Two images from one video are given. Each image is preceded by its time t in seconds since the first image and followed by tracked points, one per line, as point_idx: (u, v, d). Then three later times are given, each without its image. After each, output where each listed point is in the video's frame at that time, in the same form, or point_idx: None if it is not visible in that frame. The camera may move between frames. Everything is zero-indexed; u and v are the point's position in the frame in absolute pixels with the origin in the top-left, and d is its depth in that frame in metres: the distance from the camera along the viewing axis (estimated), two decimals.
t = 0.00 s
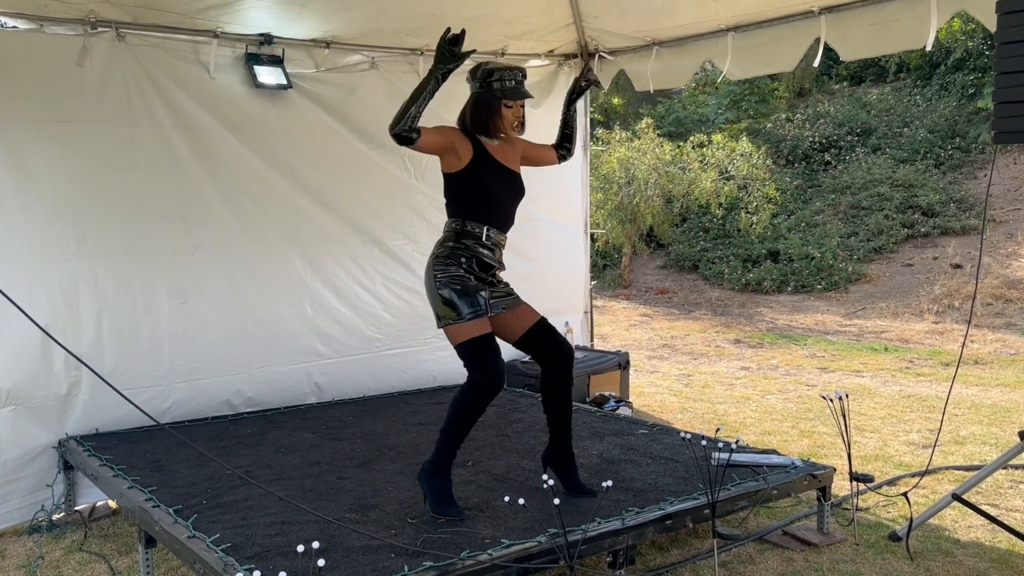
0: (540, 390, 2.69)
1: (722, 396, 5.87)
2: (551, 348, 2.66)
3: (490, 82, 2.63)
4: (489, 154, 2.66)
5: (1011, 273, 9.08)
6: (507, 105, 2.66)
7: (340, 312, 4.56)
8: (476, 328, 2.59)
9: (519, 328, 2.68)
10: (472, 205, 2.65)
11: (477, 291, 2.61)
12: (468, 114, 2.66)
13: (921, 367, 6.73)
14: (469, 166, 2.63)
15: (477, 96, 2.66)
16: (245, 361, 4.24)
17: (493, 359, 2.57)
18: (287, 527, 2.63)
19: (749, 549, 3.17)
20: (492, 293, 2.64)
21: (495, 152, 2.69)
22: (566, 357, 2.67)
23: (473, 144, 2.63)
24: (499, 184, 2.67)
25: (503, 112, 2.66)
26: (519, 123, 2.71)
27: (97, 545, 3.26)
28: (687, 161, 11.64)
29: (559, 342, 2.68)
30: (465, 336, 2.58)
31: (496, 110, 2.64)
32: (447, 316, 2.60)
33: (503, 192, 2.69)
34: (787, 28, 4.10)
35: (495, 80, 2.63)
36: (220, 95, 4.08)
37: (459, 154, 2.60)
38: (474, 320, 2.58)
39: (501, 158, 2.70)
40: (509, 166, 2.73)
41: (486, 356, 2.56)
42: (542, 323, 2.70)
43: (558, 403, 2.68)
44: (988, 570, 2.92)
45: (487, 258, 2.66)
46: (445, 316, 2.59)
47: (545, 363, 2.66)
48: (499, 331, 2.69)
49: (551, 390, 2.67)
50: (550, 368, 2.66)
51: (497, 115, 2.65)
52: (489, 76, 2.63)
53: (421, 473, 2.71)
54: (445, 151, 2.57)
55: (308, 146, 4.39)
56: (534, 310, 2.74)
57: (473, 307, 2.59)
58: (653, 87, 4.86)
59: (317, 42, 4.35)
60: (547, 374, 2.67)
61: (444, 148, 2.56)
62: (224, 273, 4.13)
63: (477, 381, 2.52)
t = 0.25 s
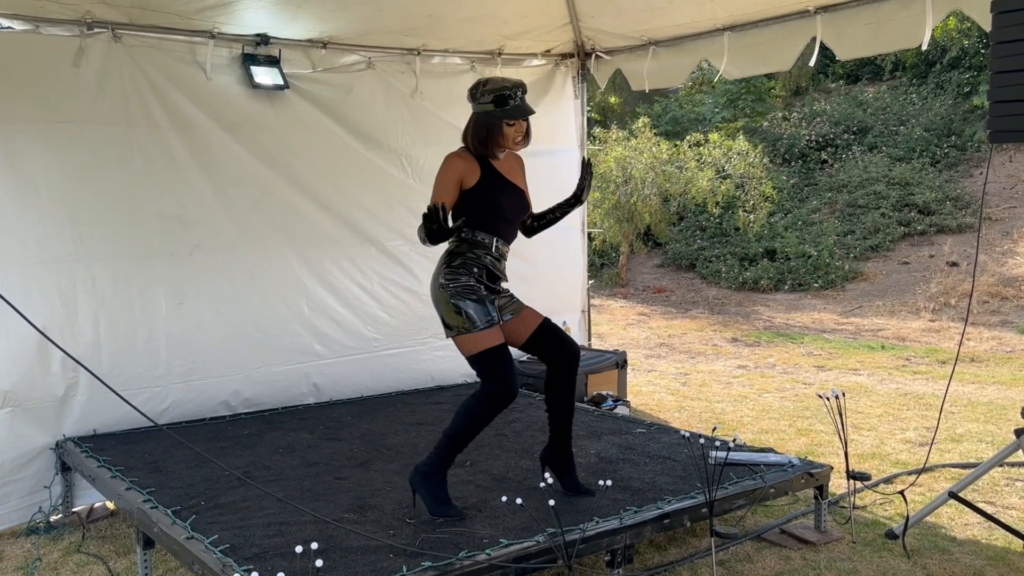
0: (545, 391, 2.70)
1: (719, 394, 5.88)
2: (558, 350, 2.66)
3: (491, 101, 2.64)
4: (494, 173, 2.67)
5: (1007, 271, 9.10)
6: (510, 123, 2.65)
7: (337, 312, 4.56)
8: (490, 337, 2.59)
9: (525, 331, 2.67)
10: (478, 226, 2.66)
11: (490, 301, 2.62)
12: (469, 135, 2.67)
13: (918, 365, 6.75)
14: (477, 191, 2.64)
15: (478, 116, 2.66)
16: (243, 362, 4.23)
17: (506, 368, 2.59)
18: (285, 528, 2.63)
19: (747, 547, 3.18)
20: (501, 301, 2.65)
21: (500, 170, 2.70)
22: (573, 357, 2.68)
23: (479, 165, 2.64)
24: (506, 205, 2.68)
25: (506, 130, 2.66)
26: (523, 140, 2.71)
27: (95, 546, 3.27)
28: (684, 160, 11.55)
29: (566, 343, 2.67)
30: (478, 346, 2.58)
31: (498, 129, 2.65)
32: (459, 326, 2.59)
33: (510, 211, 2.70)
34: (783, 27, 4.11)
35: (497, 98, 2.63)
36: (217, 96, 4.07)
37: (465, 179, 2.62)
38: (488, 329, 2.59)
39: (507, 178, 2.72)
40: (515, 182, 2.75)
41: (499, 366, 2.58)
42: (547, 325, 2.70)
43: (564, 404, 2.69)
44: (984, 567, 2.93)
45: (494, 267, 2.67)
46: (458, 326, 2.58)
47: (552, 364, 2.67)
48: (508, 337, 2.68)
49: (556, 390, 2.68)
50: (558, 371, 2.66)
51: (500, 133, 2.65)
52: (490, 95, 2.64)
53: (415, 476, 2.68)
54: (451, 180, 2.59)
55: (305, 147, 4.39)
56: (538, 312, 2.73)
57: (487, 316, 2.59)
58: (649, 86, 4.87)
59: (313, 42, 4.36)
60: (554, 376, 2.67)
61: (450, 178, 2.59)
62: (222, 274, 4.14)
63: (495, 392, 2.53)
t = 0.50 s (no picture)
0: (549, 391, 2.71)
1: (716, 391, 5.90)
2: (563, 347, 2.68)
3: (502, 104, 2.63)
4: (502, 180, 2.66)
5: (1002, 267, 9.13)
6: (519, 129, 2.64)
7: (334, 310, 4.56)
8: (499, 342, 2.59)
9: (529, 332, 2.70)
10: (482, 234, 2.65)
11: (497, 308, 2.62)
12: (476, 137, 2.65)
13: (913, 361, 6.77)
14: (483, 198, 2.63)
15: (486, 119, 2.64)
16: (239, 360, 4.23)
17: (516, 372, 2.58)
18: (283, 525, 2.63)
19: (744, 542, 3.19)
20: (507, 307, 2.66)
21: (506, 176, 2.69)
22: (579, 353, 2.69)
23: (486, 171, 2.62)
24: (511, 212, 2.68)
25: (513, 136, 2.64)
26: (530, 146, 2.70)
27: (92, 545, 3.26)
28: (679, 157, 11.55)
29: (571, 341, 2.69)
30: (486, 353, 2.57)
31: (507, 135, 2.63)
32: (468, 334, 2.58)
33: (515, 216, 2.70)
34: (778, 24, 4.11)
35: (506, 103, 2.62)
36: (212, 93, 4.06)
37: (471, 188, 2.61)
38: (497, 335, 2.59)
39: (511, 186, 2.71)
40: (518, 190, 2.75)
41: (509, 371, 2.57)
42: (550, 323, 2.72)
43: (569, 402, 2.71)
44: (981, 561, 2.95)
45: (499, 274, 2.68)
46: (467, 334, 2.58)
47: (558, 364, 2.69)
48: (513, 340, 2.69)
49: (561, 388, 2.69)
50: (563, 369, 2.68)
51: (508, 139, 2.63)
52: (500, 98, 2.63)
53: (412, 472, 2.67)
54: (457, 188, 2.58)
55: (301, 144, 4.38)
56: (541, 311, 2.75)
57: (495, 323, 2.60)
58: (645, 83, 4.87)
59: (308, 39, 4.34)
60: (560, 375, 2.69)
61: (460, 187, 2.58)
62: (218, 272, 4.13)
63: (504, 396, 2.54)
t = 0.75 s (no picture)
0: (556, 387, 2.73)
1: (711, 385, 5.91)
2: (570, 345, 2.71)
3: (502, 110, 2.64)
4: (508, 186, 2.67)
5: (996, 262, 9.17)
6: (523, 131, 2.65)
7: (329, 305, 4.55)
8: (509, 349, 2.58)
9: (536, 331, 2.71)
10: (496, 240, 2.66)
11: (504, 316, 2.62)
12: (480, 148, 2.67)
13: (907, 355, 6.79)
14: (495, 205, 2.63)
15: (489, 128, 2.66)
16: (233, 355, 4.22)
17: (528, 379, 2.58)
18: (278, 519, 2.63)
19: (739, 535, 3.20)
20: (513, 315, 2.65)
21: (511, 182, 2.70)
22: (585, 350, 2.72)
23: (495, 179, 2.62)
24: (519, 216, 2.70)
25: (517, 138, 2.65)
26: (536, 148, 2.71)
27: (87, 541, 3.26)
28: (674, 152, 11.78)
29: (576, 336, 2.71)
30: (499, 361, 2.56)
31: (510, 139, 2.65)
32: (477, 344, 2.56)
33: (521, 223, 2.71)
34: (772, 18, 4.12)
35: (507, 108, 2.63)
36: (205, 88, 4.05)
37: (482, 196, 2.60)
38: (507, 342, 2.58)
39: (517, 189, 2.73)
40: (524, 195, 2.77)
41: (520, 377, 2.57)
42: (556, 320, 2.73)
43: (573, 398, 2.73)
44: (974, 553, 2.97)
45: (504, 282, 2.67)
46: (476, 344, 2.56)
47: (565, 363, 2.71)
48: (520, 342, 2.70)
49: (567, 386, 2.70)
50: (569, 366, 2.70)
51: (512, 143, 2.65)
52: (500, 105, 2.64)
53: (412, 462, 2.67)
54: (470, 198, 2.57)
55: (295, 139, 4.37)
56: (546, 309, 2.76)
57: (504, 331, 2.59)
58: (640, 78, 4.87)
59: (302, 33, 4.33)
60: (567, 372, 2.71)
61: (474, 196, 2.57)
62: (213, 267, 4.12)
63: (516, 402, 2.54)
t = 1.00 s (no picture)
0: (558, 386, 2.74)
1: (704, 379, 5.93)
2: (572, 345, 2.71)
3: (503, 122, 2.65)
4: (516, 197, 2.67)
5: (988, 255, 9.20)
6: (522, 142, 2.63)
7: (322, 301, 4.54)
8: (511, 355, 2.58)
9: (538, 333, 2.73)
10: (505, 253, 2.67)
11: (504, 322, 2.61)
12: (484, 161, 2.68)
13: (900, 348, 6.82)
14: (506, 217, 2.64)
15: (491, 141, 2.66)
16: (226, 351, 4.20)
17: (534, 382, 2.58)
18: (271, 514, 2.63)
19: (732, 528, 3.21)
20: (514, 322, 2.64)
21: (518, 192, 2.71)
22: (589, 348, 2.72)
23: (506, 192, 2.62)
24: (528, 226, 2.72)
25: (518, 149, 2.64)
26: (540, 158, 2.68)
27: (80, 536, 3.27)
28: (668, 146, 11.57)
29: (578, 334, 2.72)
30: (502, 369, 2.56)
31: (512, 151, 2.64)
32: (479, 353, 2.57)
33: (527, 233, 2.72)
34: (764, 11, 4.12)
35: (507, 120, 2.63)
36: (196, 82, 4.02)
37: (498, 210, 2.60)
38: (509, 348, 2.57)
39: (523, 201, 2.74)
40: (529, 204, 2.78)
41: (524, 382, 2.56)
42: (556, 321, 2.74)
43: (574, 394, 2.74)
44: (966, 545, 2.98)
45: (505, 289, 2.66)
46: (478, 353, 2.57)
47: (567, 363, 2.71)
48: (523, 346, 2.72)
49: (566, 383, 2.72)
50: (571, 364, 2.71)
51: (513, 155, 2.64)
52: (501, 117, 2.65)
53: (412, 451, 2.66)
54: (488, 213, 2.56)
55: (287, 134, 4.35)
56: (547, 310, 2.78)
57: (506, 337, 2.59)
58: (633, 71, 4.87)
59: (294, 27, 4.31)
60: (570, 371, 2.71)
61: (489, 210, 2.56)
62: (204, 262, 4.10)
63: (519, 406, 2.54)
